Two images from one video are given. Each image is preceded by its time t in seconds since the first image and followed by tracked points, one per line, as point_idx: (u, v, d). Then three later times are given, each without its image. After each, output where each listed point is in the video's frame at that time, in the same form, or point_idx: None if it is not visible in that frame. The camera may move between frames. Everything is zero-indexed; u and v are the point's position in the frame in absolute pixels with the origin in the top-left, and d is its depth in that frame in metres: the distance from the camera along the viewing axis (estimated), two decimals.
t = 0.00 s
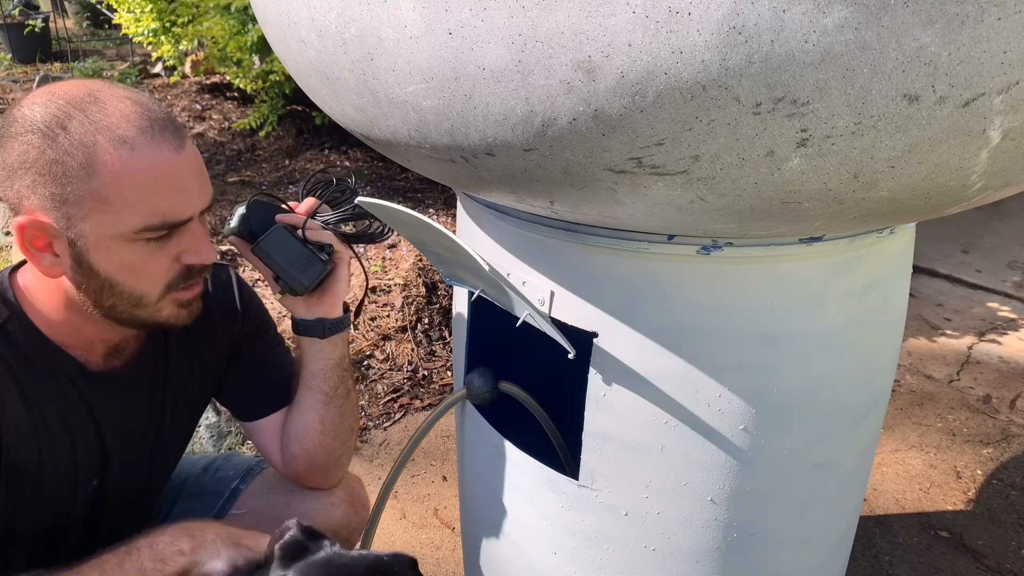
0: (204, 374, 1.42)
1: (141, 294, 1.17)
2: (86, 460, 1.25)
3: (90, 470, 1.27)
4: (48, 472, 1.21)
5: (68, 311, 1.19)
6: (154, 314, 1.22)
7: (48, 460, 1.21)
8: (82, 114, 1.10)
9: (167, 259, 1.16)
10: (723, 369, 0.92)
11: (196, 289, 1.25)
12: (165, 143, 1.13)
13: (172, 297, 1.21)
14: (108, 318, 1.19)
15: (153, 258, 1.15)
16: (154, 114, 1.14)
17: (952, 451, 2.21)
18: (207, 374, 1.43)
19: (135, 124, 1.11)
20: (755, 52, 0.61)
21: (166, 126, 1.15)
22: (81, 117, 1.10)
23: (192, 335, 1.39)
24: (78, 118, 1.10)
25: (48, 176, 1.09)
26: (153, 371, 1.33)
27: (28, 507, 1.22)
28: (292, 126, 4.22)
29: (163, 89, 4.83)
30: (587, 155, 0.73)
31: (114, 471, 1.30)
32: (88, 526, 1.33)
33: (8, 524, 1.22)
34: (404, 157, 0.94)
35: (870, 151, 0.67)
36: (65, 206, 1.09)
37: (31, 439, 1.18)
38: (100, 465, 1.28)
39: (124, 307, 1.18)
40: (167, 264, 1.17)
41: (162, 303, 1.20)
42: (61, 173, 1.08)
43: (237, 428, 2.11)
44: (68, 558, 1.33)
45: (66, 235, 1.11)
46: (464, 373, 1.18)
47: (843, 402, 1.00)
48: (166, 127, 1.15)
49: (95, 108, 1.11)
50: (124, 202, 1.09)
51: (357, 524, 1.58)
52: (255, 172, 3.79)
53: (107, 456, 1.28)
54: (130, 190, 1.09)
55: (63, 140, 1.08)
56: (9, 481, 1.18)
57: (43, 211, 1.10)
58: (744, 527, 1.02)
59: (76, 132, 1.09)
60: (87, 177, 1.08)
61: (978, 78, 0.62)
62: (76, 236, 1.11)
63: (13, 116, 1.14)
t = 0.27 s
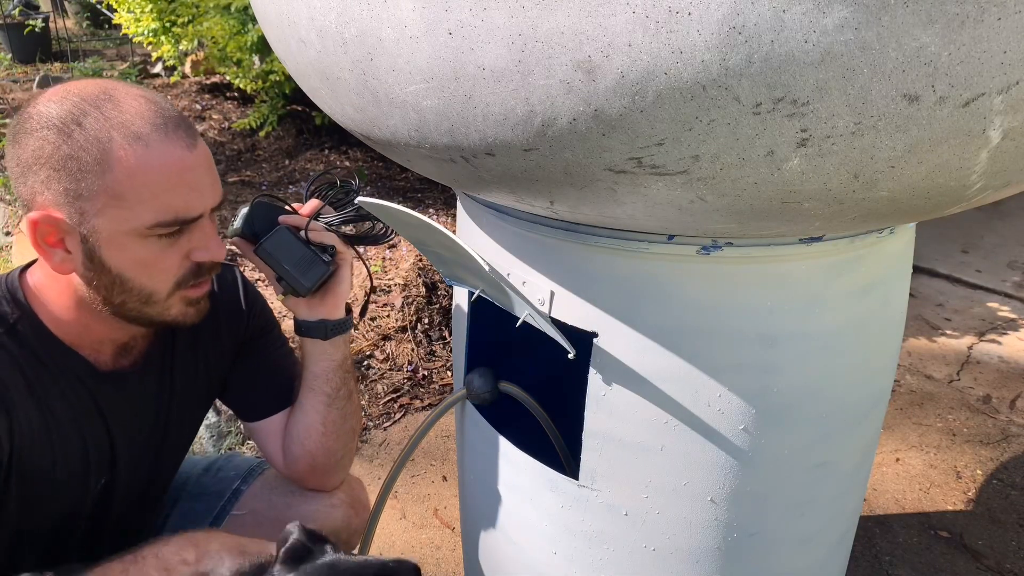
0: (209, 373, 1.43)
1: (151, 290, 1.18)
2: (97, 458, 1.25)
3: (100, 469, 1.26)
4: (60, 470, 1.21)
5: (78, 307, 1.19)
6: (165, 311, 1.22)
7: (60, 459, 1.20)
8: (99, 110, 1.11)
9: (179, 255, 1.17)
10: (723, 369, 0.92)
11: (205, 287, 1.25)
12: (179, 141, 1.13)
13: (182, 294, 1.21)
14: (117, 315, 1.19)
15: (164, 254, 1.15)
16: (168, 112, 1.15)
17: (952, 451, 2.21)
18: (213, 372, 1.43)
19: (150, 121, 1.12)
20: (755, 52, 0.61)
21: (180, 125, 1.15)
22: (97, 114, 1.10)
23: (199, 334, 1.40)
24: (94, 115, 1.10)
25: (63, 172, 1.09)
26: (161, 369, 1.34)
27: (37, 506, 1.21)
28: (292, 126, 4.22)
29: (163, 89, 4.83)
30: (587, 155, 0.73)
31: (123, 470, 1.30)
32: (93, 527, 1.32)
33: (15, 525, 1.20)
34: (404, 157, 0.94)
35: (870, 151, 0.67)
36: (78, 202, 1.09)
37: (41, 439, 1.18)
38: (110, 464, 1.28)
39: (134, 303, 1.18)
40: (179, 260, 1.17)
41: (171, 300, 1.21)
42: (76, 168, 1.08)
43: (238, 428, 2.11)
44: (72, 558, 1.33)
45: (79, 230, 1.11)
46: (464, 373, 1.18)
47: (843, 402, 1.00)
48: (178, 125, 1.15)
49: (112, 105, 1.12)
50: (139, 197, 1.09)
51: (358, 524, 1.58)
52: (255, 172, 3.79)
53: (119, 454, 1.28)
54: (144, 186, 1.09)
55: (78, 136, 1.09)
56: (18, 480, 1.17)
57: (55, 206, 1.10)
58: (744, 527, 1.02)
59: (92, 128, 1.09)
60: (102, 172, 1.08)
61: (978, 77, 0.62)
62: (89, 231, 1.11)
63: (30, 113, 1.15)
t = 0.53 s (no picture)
0: (213, 371, 1.43)
1: (150, 286, 1.17)
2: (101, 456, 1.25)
3: (104, 467, 1.27)
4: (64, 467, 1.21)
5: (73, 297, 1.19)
6: (168, 308, 1.22)
7: (64, 456, 1.20)
8: (114, 105, 1.11)
9: (180, 253, 1.16)
10: (723, 369, 0.92)
11: (206, 288, 1.24)
12: (189, 139, 1.14)
13: (182, 292, 1.21)
14: (118, 309, 1.19)
15: (165, 251, 1.15)
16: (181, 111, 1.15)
17: (952, 451, 2.21)
18: (216, 371, 1.44)
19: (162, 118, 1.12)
20: (755, 52, 0.61)
21: (193, 124, 1.16)
22: (110, 109, 1.11)
23: (204, 332, 1.40)
24: (107, 110, 1.11)
25: (71, 163, 1.09)
26: (165, 367, 1.34)
27: (42, 504, 1.21)
28: (292, 126, 4.22)
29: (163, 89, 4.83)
30: (587, 155, 0.73)
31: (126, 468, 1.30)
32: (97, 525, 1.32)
33: (19, 524, 1.20)
34: (404, 157, 0.94)
35: (870, 151, 0.67)
36: (85, 193, 1.09)
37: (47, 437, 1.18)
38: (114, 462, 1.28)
39: (133, 298, 1.18)
40: (181, 257, 1.17)
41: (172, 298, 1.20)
42: (85, 160, 1.09)
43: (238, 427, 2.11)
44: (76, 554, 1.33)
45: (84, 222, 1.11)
46: (464, 373, 1.18)
47: (844, 402, 1.00)
48: (191, 125, 1.16)
49: (127, 101, 1.12)
50: (143, 191, 1.09)
51: (360, 524, 1.57)
52: (255, 172, 3.79)
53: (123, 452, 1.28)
54: (149, 180, 1.09)
55: (91, 128, 1.09)
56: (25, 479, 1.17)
57: (61, 198, 1.10)
58: (744, 527, 1.02)
59: (104, 121, 1.10)
60: (110, 165, 1.08)
61: (978, 77, 0.62)
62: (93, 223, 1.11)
63: (48, 106, 1.16)
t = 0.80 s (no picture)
0: (217, 370, 1.43)
1: (98, 272, 1.12)
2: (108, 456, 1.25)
3: (110, 467, 1.27)
4: (72, 467, 1.21)
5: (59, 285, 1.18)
6: (120, 301, 1.15)
7: (71, 457, 1.20)
8: (91, 87, 1.11)
9: (124, 237, 1.09)
10: (723, 370, 0.92)
11: (162, 283, 1.16)
12: (156, 123, 1.09)
13: (133, 284, 1.14)
14: (79, 297, 1.16)
15: (109, 234, 1.09)
16: (155, 95, 1.12)
17: (952, 451, 2.21)
18: (220, 371, 1.44)
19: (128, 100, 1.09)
20: (755, 52, 0.61)
21: (166, 110, 1.12)
22: (85, 90, 1.10)
23: (209, 332, 1.40)
24: (82, 92, 1.10)
25: (41, 143, 1.11)
26: (171, 368, 1.34)
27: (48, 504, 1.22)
28: (292, 126, 4.22)
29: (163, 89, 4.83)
30: (587, 155, 0.73)
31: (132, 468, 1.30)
32: (103, 524, 1.32)
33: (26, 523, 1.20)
34: (404, 157, 0.94)
35: (870, 151, 0.67)
36: (50, 172, 1.10)
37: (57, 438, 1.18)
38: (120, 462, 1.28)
39: (86, 285, 1.14)
40: (121, 241, 1.09)
41: (129, 290, 1.14)
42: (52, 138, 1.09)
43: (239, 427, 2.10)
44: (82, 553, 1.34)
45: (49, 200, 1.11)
46: (464, 373, 1.18)
47: (843, 402, 1.00)
48: (165, 112, 1.12)
49: (106, 86, 1.11)
50: (91, 167, 1.06)
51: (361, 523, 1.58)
52: (255, 172, 3.79)
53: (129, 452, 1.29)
54: (97, 157, 1.06)
55: (63, 109, 1.09)
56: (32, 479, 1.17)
57: (38, 177, 1.13)
58: (744, 527, 1.02)
59: (75, 101, 1.09)
60: (69, 140, 1.07)
61: (979, 77, 0.62)
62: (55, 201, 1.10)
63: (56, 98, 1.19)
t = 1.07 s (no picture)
0: (221, 371, 1.43)
1: (92, 269, 1.12)
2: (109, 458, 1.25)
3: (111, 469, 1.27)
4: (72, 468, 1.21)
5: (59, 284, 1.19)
6: (115, 297, 1.14)
7: (71, 458, 1.20)
8: (82, 87, 1.12)
9: (112, 232, 1.08)
10: (723, 370, 0.92)
11: (154, 279, 1.15)
12: (143, 117, 1.10)
13: (127, 281, 1.13)
14: (77, 296, 1.16)
15: (97, 230, 1.08)
16: (143, 91, 1.13)
17: (952, 451, 2.21)
18: (225, 373, 1.44)
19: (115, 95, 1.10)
20: (755, 52, 0.61)
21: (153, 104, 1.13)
22: (76, 89, 1.12)
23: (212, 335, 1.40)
24: (73, 91, 1.12)
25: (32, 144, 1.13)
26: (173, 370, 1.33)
27: (50, 506, 1.22)
28: (292, 126, 4.22)
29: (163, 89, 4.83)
30: (587, 155, 0.73)
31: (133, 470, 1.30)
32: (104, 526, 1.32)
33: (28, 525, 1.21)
34: (404, 156, 0.94)
35: (870, 150, 0.67)
36: (41, 171, 1.11)
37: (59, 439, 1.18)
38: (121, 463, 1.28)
39: (82, 282, 1.14)
40: (109, 237, 1.08)
41: (124, 287, 1.13)
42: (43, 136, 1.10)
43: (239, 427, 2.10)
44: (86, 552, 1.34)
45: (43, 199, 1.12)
46: (464, 373, 1.18)
47: (843, 402, 1.00)
48: (152, 107, 1.12)
49: (97, 84, 1.13)
50: (77, 161, 1.06)
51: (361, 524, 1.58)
52: (255, 172, 3.79)
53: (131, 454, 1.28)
54: (82, 152, 1.06)
55: (54, 107, 1.11)
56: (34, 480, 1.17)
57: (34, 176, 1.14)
58: (744, 527, 1.02)
59: (67, 99, 1.10)
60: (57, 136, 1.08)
61: (978, 77, 0.62)
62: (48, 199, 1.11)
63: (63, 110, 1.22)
